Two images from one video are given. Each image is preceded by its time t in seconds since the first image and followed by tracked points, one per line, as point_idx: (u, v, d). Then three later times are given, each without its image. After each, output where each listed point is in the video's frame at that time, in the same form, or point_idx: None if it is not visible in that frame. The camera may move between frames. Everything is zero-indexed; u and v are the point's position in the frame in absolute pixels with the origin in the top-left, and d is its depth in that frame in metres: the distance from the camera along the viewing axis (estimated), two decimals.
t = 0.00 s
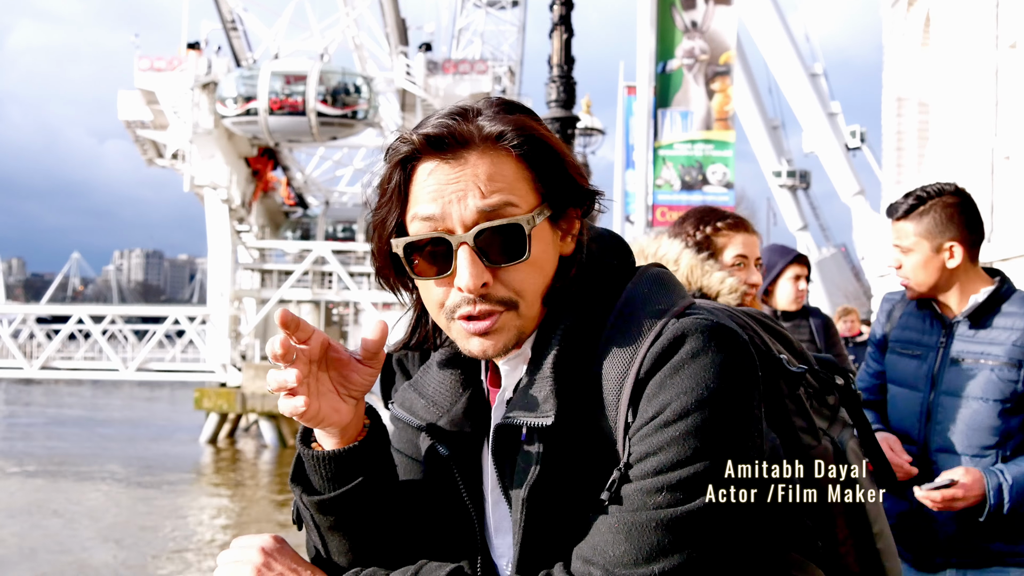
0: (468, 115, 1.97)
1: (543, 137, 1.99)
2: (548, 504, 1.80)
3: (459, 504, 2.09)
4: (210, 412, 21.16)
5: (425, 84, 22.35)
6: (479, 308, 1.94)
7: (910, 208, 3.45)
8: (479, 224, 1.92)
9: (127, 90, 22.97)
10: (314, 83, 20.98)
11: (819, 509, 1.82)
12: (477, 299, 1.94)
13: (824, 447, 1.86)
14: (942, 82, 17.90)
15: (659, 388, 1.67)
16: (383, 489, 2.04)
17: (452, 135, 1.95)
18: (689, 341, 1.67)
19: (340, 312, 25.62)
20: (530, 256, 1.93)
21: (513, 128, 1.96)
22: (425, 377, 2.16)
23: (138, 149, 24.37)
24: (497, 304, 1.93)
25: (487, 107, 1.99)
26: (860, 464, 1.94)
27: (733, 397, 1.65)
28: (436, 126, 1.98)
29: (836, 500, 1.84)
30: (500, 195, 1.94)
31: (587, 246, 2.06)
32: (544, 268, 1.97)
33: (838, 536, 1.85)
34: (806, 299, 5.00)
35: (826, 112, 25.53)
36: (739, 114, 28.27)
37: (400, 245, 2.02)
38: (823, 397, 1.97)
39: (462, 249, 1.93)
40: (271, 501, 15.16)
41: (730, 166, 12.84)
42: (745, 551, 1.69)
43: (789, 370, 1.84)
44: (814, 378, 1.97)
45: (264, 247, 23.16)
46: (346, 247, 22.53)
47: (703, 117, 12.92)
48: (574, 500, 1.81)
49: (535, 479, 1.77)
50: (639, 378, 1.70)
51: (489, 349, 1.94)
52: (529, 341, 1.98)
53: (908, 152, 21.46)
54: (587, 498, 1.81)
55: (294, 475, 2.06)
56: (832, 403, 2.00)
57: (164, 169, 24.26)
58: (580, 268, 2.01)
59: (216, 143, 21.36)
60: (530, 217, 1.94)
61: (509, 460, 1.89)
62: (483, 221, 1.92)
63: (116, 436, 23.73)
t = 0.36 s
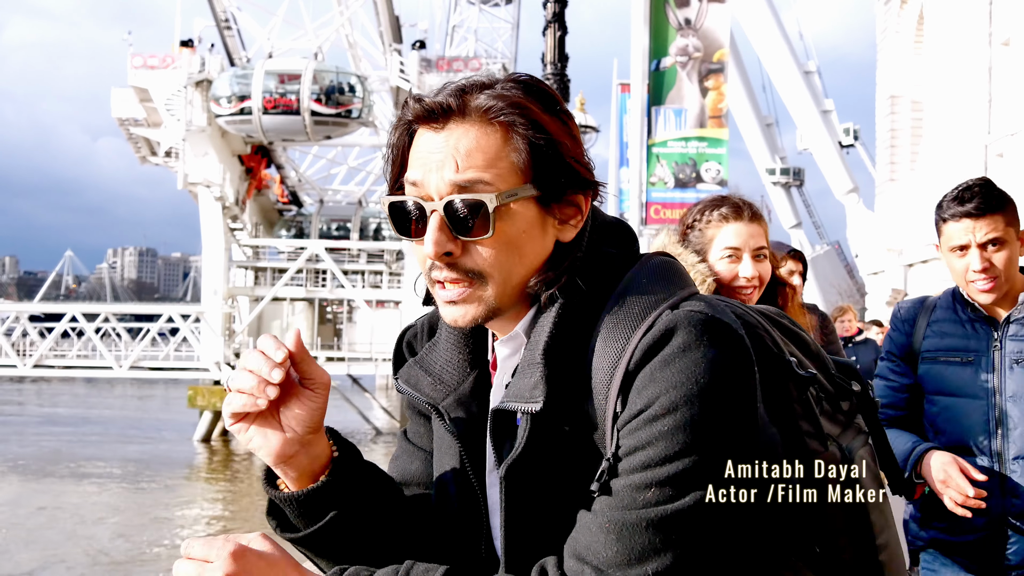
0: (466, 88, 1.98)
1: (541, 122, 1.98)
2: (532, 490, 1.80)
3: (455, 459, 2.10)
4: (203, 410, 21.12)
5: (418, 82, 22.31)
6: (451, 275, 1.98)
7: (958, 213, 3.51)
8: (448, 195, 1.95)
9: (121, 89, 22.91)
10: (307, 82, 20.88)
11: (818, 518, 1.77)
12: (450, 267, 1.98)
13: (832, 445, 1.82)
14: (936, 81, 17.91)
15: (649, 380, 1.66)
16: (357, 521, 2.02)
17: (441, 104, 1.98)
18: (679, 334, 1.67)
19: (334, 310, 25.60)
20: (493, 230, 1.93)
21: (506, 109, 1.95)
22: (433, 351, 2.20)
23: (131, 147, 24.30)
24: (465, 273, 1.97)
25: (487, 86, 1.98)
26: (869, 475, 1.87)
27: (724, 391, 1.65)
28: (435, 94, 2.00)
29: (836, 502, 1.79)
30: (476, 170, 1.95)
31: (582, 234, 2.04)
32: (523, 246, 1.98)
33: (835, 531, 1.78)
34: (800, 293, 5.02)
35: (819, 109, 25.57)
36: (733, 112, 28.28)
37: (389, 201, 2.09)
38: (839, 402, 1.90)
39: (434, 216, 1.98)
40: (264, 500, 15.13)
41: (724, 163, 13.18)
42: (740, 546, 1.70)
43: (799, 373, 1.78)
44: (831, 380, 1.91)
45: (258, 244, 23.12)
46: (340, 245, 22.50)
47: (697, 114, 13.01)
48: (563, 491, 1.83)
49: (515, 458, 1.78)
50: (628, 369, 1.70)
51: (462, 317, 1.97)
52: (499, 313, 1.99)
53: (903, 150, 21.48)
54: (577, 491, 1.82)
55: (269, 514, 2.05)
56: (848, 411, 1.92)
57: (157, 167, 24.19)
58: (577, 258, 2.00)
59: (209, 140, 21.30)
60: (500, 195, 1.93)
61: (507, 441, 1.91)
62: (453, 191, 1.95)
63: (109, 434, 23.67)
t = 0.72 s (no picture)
0: (448, 77, 2.01)
1: (525, 115, 1.97)
2: (523, 493, 1.81)
3: (456, 480, 2.03)
4: (199, 409, 21.10)
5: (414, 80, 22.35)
6: (421, 261, 1.99)
7: (1013, 220, 3.14)
8: (420, 176, 1.97)
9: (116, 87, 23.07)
10: (303, 82, 20.99)
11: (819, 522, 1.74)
12: (420, 252, 1.99)
13: (837, 441, 1.80)
14: (930, 80, 17.95)
15: (636, 379, 1.65)
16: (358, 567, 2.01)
17: (420, 92, 2.01)
18: (663, 333, 1.65)
19: (330, 308, 25.61)
20: (459, 213, 1.93)
21: (487, 96, 1.96)
22: (430, 349, 2.16)
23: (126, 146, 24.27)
24: (433, 259, 1.98)
25: (475, 75, 1.99)
26: (877, 479, 1.83)
27: (714, 392, 1.62)
28: (419, 83, 2.04)
29: (836, 500, 1.75)
30: (447, 159, 1.97)
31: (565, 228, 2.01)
32: (494, 236, 1.97)
33: (840, 538, 1.75)
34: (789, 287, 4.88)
35: (813, 107, 25.63)
36: (728, 109, 28.31)
37: (370, 188, 2.13)
38: (853, 407, 1.87)
39: (406, 200, 2.00)
40: (260, 499, 15.12)
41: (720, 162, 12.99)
42: (736, 548, 1.68)
43: (802, 379, 1.75)
44: (843, 384, 1.89)
45: (253, 243, 23.12)
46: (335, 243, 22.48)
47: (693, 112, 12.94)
48: (553, 491, 1.82)
49: (503, 461, 1.78)
50: (615, 368, 1.69)
51: (437, 301, 1.98)
52: (469, 303, 1.99)
53: (898, 149, 21.51)
54: (568, 491, 1.82)
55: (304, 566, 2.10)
56: (866, 417, 1.90)
57: (152, 166, 24.17)
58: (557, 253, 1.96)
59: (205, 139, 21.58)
60: (465, 178, 1.94)
61: (499, 437, 1.89)
62: (425, 173, 1.98)
63: (105, 433, 23.65)
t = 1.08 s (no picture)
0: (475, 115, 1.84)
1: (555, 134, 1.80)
2: (581, 527, 1.68)
3: (501, 510, 1.96)
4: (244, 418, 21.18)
5: (464, 95, 22.37)
6: (487, 309, 1.79)
7: None
8: (480, 225, 1.78)
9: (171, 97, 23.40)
10: (359, 113, 21.18)
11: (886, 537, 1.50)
12: (485, 301, 1.79)
13: (896, 447, 1.56)
14: (987, 102, 17.69)
15: (682, 413, 1.44)
16: None
17: (447, 139, 1.83)
18: (711, 364, 1.42)
19: (376, 321, 25.67)
20: (524, 249, 1.75)
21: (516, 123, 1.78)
22: (479, 383, 2.06)
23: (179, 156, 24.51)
24: (501, 303, 1.78)
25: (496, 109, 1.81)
26: (943, 489, 1.58)
27: (765, 416, 1.41)
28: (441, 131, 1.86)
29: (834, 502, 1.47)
30: (498, 201, 1.80)
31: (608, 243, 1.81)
32: (555, 271, 1.79)
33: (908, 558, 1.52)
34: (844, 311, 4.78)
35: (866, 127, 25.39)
36: (779, 128, 28.11)
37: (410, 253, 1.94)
38: (917, 411, 1.64)
39: (464, 249, 1.82)
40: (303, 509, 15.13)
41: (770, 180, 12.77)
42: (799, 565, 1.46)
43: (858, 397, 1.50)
44: (907, 385, 1.67)
45: (302, 254, 23.21)
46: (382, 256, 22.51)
47: (743, 132, 12.57)
48: (605, 520, 1.67)
49: (558, 499, 1.66)
50: (662, 405, 1.47)
51: (503, 347, 1.77)
52: (540, 345, 1.79)
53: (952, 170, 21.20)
54: (619, 520, 1.66)
55: None
56: (929, 417, 1.67)
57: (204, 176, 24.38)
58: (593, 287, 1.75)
59: (255, 151, 21.82)
60: (528, 213, 1.77)
61: (545, 472, 1.77)
62: (483, 221, 1.79)
63: (152, 439, 23.81)
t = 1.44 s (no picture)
0: (495, 124, 1.81)
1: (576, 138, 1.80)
2: (601, 523, 1.67)
3: (514, 508, 1.94)
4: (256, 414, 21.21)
5: (474, 92, 22.29)
6: (525, 319, 1.76)
7: None
8: (510, 238, 1.76)
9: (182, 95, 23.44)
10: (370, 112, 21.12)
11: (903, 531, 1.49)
12: (518, 311, 1.77)
13: (913, 442, 1.54)
14: (1000, 97, 17.62)
15: (702, 411, 1.43)
16: None
17: (472, 150, 1.80)
18: (733, 362, 1.40)
19: (387, 317, 25.69)
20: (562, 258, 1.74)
21: (536, 131, 1.77)
22: (493, 380, 2.03)
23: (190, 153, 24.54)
24: (541, 311, 1.75)
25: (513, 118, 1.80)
26: (960, 484, 1.56)
27: (786, 414, 1.39)
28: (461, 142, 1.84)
29: (834, 502, 1.43)
30: (529, 211, 1.78)
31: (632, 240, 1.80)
32: (586, 274, 1.78)
33: (925, 555, 1.50)
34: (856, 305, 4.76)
35: (877, 122, 25.31)
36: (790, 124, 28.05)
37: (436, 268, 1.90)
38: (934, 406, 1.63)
39: (499, 261, 1.79)
40: (315, 505, 15.14)
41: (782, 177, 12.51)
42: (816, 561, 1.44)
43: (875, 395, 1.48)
44: (923, 380, 1.66)
45: (313, 250, 23.24)
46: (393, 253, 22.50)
47: (754, 128, 12.42)
48: (624, 517, 1.66)
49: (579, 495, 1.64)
50: (682, 403, 1.46)
51: (539, 358, 1.74)
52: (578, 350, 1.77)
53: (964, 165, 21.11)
54: (638, 517, 1.65)
55: None
56: (946, 413, 1.65)
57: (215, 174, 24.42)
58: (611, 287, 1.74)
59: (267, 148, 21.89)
60: (564, 221, 1.75)
61: (562, 470, 1.76)
62: (513, 233, 1.77)
63: (164, 436, 23.86)
